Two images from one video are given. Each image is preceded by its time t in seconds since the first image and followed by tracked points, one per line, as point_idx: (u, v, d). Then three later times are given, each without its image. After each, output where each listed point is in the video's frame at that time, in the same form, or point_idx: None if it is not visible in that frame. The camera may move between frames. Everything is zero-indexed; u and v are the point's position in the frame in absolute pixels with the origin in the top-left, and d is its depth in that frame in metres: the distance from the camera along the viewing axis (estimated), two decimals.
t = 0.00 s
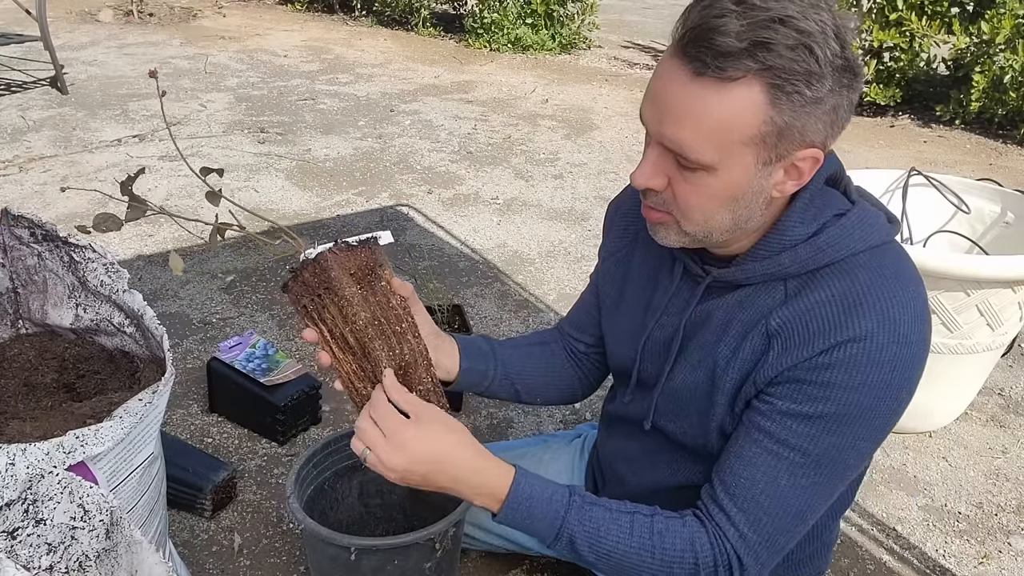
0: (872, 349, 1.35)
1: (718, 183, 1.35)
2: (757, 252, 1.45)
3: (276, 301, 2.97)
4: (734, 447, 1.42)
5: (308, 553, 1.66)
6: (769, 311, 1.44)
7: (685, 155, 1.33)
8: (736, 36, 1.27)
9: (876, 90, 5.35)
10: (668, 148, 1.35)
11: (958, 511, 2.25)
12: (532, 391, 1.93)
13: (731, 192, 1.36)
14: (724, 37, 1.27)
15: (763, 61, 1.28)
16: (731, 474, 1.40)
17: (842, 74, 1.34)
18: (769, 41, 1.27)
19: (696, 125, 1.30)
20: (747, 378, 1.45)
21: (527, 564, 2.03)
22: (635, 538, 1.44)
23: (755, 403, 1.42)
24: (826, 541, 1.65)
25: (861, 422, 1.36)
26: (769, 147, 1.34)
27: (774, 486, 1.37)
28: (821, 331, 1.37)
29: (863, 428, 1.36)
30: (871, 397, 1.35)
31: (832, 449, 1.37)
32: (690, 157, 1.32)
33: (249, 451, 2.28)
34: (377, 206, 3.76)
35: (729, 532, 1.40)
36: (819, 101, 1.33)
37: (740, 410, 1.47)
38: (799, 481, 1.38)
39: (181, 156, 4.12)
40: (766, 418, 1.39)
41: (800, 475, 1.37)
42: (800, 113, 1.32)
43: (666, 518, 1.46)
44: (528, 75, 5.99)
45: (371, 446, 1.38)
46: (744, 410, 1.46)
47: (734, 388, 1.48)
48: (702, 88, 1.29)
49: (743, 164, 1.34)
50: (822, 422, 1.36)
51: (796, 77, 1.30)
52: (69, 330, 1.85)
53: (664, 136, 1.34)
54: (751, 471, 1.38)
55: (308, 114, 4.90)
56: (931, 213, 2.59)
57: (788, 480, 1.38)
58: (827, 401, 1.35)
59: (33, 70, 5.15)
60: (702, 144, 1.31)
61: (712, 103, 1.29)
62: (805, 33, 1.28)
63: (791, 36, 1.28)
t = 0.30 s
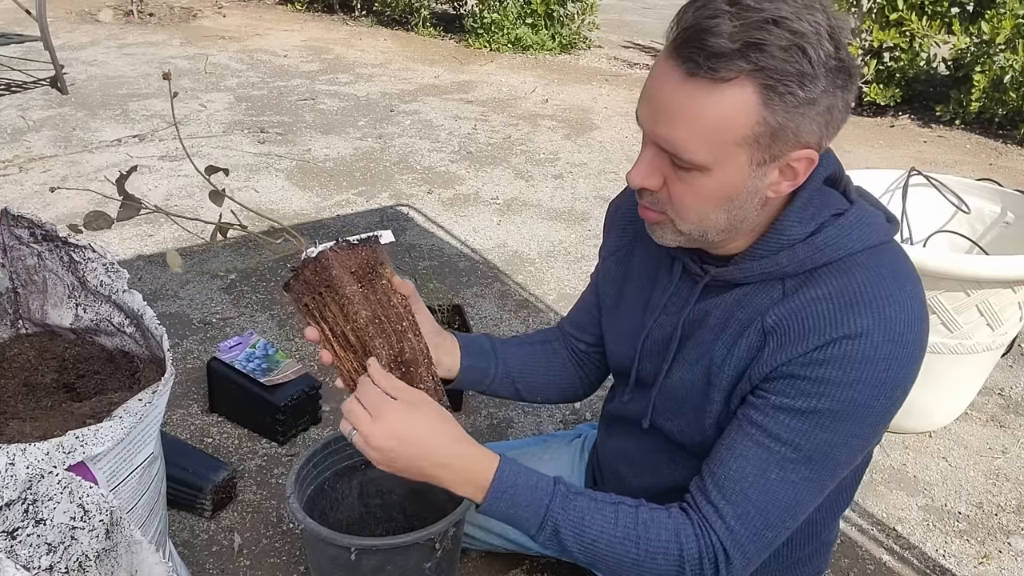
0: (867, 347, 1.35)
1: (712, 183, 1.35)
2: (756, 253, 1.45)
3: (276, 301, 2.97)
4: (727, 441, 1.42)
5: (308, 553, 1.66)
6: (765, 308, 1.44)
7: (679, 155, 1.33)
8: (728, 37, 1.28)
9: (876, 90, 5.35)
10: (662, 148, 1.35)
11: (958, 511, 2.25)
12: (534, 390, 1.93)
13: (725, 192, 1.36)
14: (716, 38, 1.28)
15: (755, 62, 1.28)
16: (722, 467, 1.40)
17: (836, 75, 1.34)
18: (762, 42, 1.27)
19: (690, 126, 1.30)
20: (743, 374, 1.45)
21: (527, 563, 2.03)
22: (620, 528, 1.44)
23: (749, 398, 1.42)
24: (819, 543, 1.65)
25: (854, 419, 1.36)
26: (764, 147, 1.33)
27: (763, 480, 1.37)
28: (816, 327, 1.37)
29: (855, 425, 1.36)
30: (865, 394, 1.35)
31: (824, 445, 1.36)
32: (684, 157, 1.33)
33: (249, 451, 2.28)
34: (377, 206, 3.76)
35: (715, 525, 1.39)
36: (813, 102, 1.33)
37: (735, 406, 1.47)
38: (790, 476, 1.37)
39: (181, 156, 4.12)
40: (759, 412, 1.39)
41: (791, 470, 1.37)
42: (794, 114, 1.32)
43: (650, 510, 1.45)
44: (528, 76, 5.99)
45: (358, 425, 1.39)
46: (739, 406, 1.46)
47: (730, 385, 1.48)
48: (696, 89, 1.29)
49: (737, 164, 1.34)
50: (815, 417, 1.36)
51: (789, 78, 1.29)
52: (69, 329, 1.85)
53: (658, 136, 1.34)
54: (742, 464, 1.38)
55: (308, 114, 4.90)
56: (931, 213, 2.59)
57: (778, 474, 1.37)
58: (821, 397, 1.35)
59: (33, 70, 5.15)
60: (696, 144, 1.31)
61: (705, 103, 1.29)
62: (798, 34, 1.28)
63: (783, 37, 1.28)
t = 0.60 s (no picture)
0: (865, 348, 1.35)
1: (699, 178, 1.36)
2: (752, 253, 1.45)
3: (276, 301, 2.97)
4: (727, 443, 1.42)
5: (309, 553, 1.66)
6: (763, 309, 1.44)
7: (666, 147, 1.34)
8: (715, 31, 1.29)
9: (876, 90, 5.35)
10: (652, 140, 1.37)
11: (958, 511, 2.25)
12: (535, 390, 1.93)
13: (712, 187, 1.37)
14: (704, 32, 1.29)
15: (741, 57, 1.28)
16: (724, 470, 1.40)
17: (824, 73, 1.34)
18: (748, 37, 1.28)
19: (677, 118, 1.32)
20: (742, 376, 1.45)
21: (527, 564, 2.03)
22: (628, 526, 1.44)
23: (748, 400, 1.42)
24: (821, 542, 1.65)
25: (854, 420, 1.36)
26: (750, 143, 1.34)
27: (764, 482, 1.37)
28: (814, 329, 1.37)
29: (855, 426, 1.36)
30: (864, 395, 1.35)
31: (824, 447, 1.36)
32: (671, 149, 1.34)
33: (249, 451, 2.28)
34: (377, 206, 3.76)
35: (720, 527, 1.39)
36: (799, 99, 1.33)
37: (734, 407, 1.47)
38: (791, 478, 1.37)
39: (181, 156, 4.12)
40: (758, 415, 1.39)
41: (792, 472, 1.37)
42: (779, 111, 1.32)
43: (658, 511, 1.45)
44: (528, 75, 5.99)
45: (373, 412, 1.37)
46: (738, 408, 1.46)
47: (729, 386, 1.48)
48: (682, 82, 1.31)
49: (723, 159, 1.35)
50: (815, 419, 1.36)
51: (773, 74, 1.30)
52: (69, 329, 1.85)
53: (647, 129, 1.36)
54: (743, 467, 1.38)
55: (308, 114, 4.90)
56: (931, 213, 2.59)
57: (779, 476, 1.37)
58: (820, 399, 1.35)
59: (34, 70, 5.15)
60: (683, 137, 1.33)
61: (692, 95, 1.30)
62: (785, 30, 1.28)
63: (769, 33, 1.28)
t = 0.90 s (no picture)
0: (863, 347, 1.35)
1: (689, 161, 1.38)
2: (751, 250, 1.45)
3: (276, 301, 2.97)
4: (726, 442, 1.42)
5: (308, 553, 1.66)
6: (762, 308, 1.44)
7: (657, 129, 1.37)
8: (706, 13, 1.32)
9: (876, 90, 5.35)
10: (644, 123, 1.39)
11: (958, 511, 2.25)
12: (542, 387, 1.93)
13: (702, 170, 1.38)
14: (695, 13, 1.33)
15: (729, 37, 1.31)
16: (723, 468, 1.40)
17: (813, 58, 1.36)
18: (738, 20, 1.31)
19: (666, 99, 1.34)
20: (740, 375, 1.45)
21: (527, 563, 2.03)
22: (625, 522, 1.44)
23: (747, 399, 1.42)
24: (821, 540, 1.65)
25: (853, 419, 1.36)
26: (739, 127, 1.35)
27: (763, 481, 1.37)
28: (812, 328, 1.37)
29: (854, 425, 1.36)
30: (862, 394, 1.35)
31: (823, 445, 1.36)
32: (661, 130, 1.36)
33: (249, 451, 2.28)
34: (377, 206, 3.76)
35: (719, 524, 1.39)
36: (787, 84, 1.34)
37: (733, 407, 1.47)
38: (790, 476, 1.37)
39: (181, 156, 4.12)
40: (757, 413, 1.39)
41: (791, 470, 1.37)
42: (767, 94, 1.33)
43: (656, 505, 1.45)
44: (528, 75, 5.99)
45: (382, 416, 1.41)
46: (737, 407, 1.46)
47: (728, 385, 1.48)
48: (673, 63, 1.34)
49: (712, 142, 1.36)
50: (814, 418, 1.36)
51: (760, 55, 1.32)
52: (69, 329, 1.85)
53: (639, 111, 1.39)
54: (742, 465, 1.38)
55: (308, 114, 4.90)
56: (931, 213, 2.59)
57: (778, 475, 1.37)
58: (818, 398, 1.35)
59: (34, 70, 5.15)
60: (673, 117, 1.35)
61: (682, 75, 1.33)
62: (773, 13, 1.31)
63: (758, 16, 1.31)
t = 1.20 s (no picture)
0: (866, 340, 1.35)
1: (688, 144, 1.38)
2: (752, 243, 1.46)
3: (276, 301, 2.97)
4: (733, 439, 1.41)
5: (308, 554, 1.66)
6: (764, 303, 1.44)
7: (657, 110, 1.37)
8: None
9: (876, 90, 5.35)
10: (644, 104, 1.40)
11: (958, 511, 2.25)
12: (530, 383, 1.93)
13: (700, 151, 1.38)
14: None
15: (730, 15, 1.33)
16: (731, 466, 1.39)
17: (810, 39, 1.38)
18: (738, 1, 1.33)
19: (667, 78, 1.35)
20: (745, 370, 1.45)
21: (527, 563, 2.03)
22: (634, 535, 1.43)
23: (753, 395, 1.42)
24: (826, 535, 1.65)
25: (860, 412, 1.36)
26: (738, 107, 1.36)
27: (772, 476, 1.37)
28: (815, 322, 1.37)
29: (861, 418, 1.36)
30: (868, 386, 1.35)
31: (832, 439, 1.36)
32: (661, 109, 1.37)
33: (249, 451, 2.28)
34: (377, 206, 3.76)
35: (729, 523, 1.39)
36: (785, 65, 1.35)
37: (738, 403, 1.47)
38: (800, 471, 1.37)
39: (181, 156, 4.12)
40: (764, 409, 1.38)
41: (800, 465, 1.37)
42: (766, 73, 1.34)
43: (663, 513, 1.45)
44: (528, 76, 5.99)
45: (384, 433, 1.42)
46: (742, 403, 1.46)
47: (732, 381, 1.48)
48: (674, 42, 1.35)
49: (711, 123, 1.37)
50: (821, 411, 1.36)
51: (760, 33, 1.34)
52: (69, 330, 1.85)
53: (639, 93, 1.39)
54: (750, 462, 1.38)
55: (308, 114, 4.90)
56: (931, 213, 2.59)
57: (787, 470, 1.37)
58: (824, 391, 1.35)
59: (34, 70, 5.15)
60: (673, 98, 1.35)
61: (683, 52, 1.34)
62: None
63: None
